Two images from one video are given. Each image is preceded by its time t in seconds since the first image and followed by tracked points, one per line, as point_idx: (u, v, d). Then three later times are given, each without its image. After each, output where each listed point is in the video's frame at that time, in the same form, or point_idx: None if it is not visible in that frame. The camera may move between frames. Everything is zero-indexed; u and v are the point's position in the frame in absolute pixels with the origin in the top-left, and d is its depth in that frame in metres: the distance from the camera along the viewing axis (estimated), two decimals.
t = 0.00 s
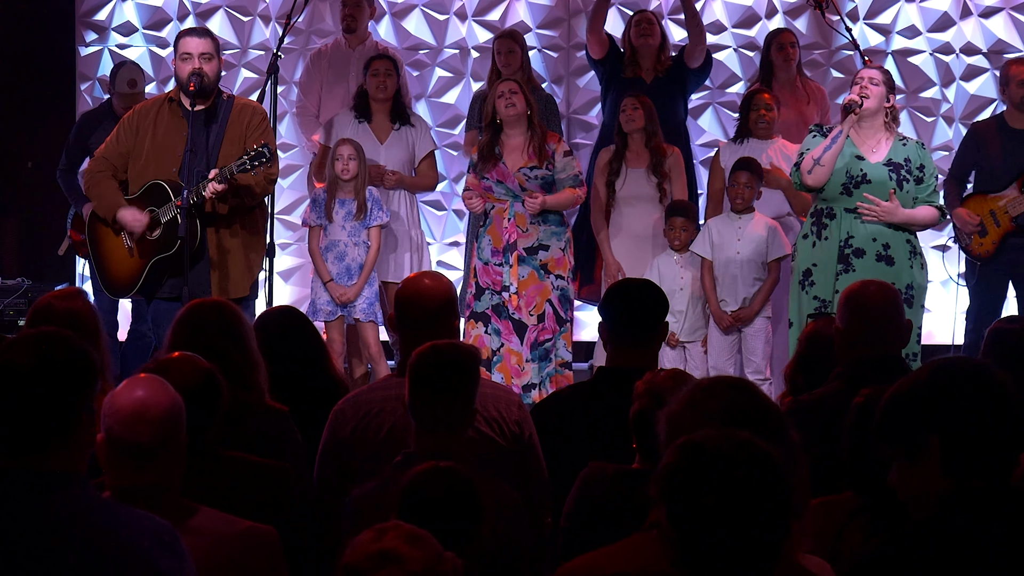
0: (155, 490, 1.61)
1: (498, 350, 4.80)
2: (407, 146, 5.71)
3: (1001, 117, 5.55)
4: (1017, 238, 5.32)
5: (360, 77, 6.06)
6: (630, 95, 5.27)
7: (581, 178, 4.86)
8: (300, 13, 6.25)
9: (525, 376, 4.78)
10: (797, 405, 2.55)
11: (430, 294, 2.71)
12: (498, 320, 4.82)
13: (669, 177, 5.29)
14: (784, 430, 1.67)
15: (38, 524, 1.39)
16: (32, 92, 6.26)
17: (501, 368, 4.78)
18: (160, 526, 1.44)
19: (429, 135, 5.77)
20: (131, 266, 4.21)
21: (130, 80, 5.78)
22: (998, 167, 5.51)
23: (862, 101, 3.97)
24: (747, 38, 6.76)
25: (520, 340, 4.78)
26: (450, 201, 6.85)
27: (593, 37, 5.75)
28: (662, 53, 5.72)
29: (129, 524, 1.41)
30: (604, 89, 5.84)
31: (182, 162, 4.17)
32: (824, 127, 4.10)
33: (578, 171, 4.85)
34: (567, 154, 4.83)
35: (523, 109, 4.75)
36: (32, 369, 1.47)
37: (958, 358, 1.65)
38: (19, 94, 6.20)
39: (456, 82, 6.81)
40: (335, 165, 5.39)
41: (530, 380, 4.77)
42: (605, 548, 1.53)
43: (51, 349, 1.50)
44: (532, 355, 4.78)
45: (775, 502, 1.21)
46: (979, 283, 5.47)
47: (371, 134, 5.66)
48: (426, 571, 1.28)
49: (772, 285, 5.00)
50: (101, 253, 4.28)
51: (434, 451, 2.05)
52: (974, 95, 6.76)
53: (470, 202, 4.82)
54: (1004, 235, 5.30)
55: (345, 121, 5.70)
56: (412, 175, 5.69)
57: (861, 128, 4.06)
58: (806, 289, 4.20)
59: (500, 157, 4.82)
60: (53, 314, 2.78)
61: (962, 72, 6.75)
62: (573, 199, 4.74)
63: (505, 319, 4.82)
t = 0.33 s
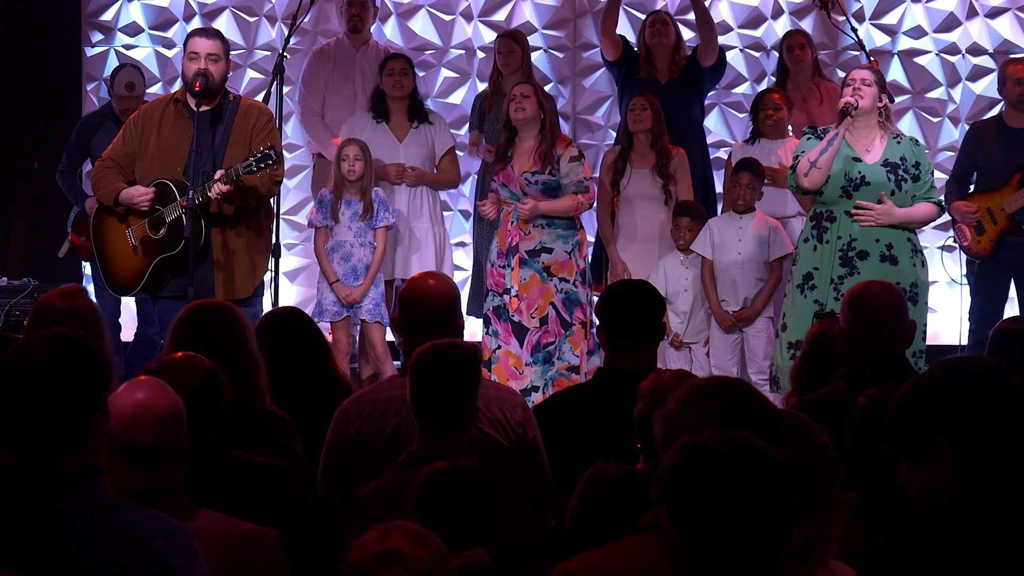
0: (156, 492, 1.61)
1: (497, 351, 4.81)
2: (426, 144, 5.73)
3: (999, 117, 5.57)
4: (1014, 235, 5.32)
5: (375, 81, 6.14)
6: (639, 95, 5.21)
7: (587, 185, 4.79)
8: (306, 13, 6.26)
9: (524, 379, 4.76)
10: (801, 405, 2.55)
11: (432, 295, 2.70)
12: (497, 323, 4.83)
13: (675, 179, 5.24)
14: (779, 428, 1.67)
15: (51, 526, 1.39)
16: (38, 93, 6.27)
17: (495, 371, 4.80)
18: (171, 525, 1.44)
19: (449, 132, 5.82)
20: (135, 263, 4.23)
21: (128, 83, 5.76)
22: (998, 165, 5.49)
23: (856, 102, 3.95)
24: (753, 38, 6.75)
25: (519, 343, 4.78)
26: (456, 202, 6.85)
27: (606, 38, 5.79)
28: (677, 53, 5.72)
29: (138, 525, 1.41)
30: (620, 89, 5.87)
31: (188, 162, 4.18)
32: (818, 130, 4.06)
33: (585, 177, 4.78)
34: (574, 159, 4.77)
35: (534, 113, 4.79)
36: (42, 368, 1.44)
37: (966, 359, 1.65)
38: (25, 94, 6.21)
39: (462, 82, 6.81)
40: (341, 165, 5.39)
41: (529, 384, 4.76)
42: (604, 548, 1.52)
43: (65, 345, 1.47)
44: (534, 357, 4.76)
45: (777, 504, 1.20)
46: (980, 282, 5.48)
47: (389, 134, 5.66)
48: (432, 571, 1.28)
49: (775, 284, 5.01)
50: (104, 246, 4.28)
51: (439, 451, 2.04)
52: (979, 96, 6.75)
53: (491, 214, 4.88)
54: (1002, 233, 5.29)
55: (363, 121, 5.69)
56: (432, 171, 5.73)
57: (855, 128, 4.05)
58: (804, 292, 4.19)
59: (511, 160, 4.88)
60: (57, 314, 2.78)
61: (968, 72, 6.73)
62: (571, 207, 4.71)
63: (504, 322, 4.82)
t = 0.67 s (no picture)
0: (160, 491, 1.61)
1: (498, 351, 4.81)
2: (447, 144, 5.63)
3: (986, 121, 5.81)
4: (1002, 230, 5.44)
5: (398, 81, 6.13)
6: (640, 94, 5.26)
7: (594, 186, 4.79)
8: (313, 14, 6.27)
9: (522, 380, 4.72)
10: (807, 406, 2.54)
11: (438, 297, 2.71)
12: (501, 323, 4.85)
13: (670, 180, 5.27)
14: (776, 427, 1.67)
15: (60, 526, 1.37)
16: (44, 93, 6.28)
17: (496, 370, 4.78)
18: (178, 525, 1.43)
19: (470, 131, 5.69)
20: (145, 265, 4.24)
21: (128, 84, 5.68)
22: (986, 165, 5.71)
23: (865, 100, 3.97)
24: (760, 39, 6.74)
25: (519, 345, 4.75)
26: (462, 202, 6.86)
27: (616, 39, 5.78)
28: (688, 54, 5.70)
29: (145, 525, 1.40)
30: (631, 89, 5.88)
31: (194, 161, 4.18)
32: (829, 128, 4.09)
33: (592, 177, 4.77)
34: (582, 159, 4.78)
35: (545, 114, 4.81)
36: (49, 370, 1.45)
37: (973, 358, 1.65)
38: (32, 95, 6.22)
39: (469, 83, 6.81)
40: (348, 166, 5.39)
41: (527, 384, 4.70)
42: (593, 544, 1.54)
43: (68, 347, 1.48)
44: (534, 359, 4.72)
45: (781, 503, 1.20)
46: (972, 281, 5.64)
47: (408, 135, 5.62)
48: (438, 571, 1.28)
49: (780, 285, 4.99)
50: (115, 251, 4.33)
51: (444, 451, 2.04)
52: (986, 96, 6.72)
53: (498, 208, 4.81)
54: (990, 228, 5.42)
55: (383, 124, 5.67)
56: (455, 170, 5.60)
57: (865, 127, 4.04)
58: (810, 290, 4.15)
59: (519, 158, 4.89)
60: (61, 316, 2.79)
61: (976, 73, 6.71)
62: (576, 207, 4.72)
63: (508, 322, 4.84)
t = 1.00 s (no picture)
0: (160, 491, 1.61)
1: (510, 351, 4.76)
2: (453, 144, 5.56)
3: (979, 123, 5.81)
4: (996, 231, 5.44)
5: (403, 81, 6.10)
6: (630, 95, 5.24)
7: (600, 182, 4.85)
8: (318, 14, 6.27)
9: (537, 380, 4.70)
10: (809, 406, 2.53)
11: (441, 297, 2.70)
12: (510, 323, 4.78)
13: (662, 184, 5.26)
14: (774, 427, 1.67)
15: (58, 527, 1.36)
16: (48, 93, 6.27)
17: (512, 371, 4.73)
18: (175, 524, 1.42)
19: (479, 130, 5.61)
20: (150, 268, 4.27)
21: (127, 85, 5.57)
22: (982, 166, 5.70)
23: (902, 101, 3.99)
24: (765, 39, 6.73)
25: (532, 344, 4.73)
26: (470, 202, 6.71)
27: (620, 37, 5.79)
28: (689, 55, 5.71)
29: (142, 524, 1.39)
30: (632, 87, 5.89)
31: (199, 162, 4.19)
32: (866, 130, 4.07)
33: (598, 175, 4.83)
34: (587, 158, 4.82)
35: (546, 114, 4.79)
36: (48, 369, 1.45)
37: (973, 358, 1.65)
38: (36, 95, 6.23)
39: (474, 83, 6.79)
40: (353, 166, 5.40)
41: (544, 384, 4.69)
42: (587, 542, 1.54)
43: (69, 347, 1.48)
44: (550, 358, 4.71)
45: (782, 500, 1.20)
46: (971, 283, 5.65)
47: (414, 136, 5.58)
48: (439, 571, 1.27)
49: (788, 286, 4.97)
50: (121, 258, 4.37)
51: (448, 450, 2.04)
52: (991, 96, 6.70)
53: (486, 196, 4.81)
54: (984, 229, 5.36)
55: (391, 124, 5.64)
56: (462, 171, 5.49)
57: (903, 128, 4.02)
58: (845, 291, 4.13)
59: (519, 157, 4.84)
60: (66, 314, 2.80)
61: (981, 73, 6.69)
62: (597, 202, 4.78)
63: (518, 321, 4.77)
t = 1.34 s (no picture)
0: (163, 491, 1.62)
1: (513, 353, 4.77)
2: (449, 144, 5.68)
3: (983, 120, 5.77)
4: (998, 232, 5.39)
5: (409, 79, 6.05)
6: (622, 98, 5.22)
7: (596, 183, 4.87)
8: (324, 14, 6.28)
9: (541, 381, 4.73)
10: (814, 408, 2.51)
11: (449, 296, 2.70)
12: (511, 324, 4.78)
13: (659, 185, 5.24)
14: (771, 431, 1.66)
15: (47, 524, 1.36)
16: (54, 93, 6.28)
17: (516, 372, 4.73)
18: (171, 526, 1.42)
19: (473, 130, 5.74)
20: (154, 267, 4.28)
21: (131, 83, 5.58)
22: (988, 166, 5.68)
23: (943, 102, 4.07)
24: (771, 39, 6.72)
25: (535, 345, 4.75)
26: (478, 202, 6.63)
27: (616, 36, 5.74)
28: (686, 55, 5.71)
29: (138, 524, 1.39)
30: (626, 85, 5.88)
31: (204, 163, 4.18)
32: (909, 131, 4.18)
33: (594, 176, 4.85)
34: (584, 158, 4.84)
35: (544, 114, 4.77)
36: (45, 371, 1.46)
37: (974, 359, 1.64)
38: (43, 95, 6.25)
39: (481, 83, 6.80)
40: (358, 166, 5.41)
41: (546, 385, 4.72)
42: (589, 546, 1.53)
43: (64, 350, 1.49)
44: (553, 359, 4.74)
45: (780, 499, 1.20)
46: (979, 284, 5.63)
47: (411, 133, 5.66)
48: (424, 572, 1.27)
49: (801, 285, 4.97)
50: (124, 254, 4.38)
51: (451, 450, 2.04)
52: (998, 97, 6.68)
53: (471, 194, 4.75)
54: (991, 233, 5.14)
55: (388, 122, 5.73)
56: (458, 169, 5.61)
57: (946, 128, 4.11)
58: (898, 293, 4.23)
59: (518, 158, 4.77)
60: (74, 315, 2.80)
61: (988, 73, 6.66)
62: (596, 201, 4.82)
63: (519, 322, 4.78)
